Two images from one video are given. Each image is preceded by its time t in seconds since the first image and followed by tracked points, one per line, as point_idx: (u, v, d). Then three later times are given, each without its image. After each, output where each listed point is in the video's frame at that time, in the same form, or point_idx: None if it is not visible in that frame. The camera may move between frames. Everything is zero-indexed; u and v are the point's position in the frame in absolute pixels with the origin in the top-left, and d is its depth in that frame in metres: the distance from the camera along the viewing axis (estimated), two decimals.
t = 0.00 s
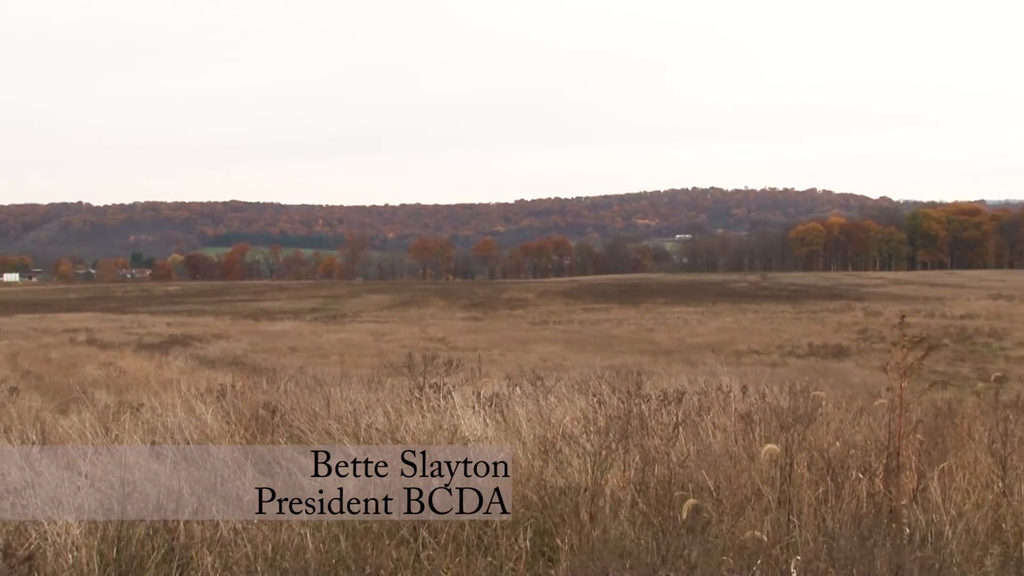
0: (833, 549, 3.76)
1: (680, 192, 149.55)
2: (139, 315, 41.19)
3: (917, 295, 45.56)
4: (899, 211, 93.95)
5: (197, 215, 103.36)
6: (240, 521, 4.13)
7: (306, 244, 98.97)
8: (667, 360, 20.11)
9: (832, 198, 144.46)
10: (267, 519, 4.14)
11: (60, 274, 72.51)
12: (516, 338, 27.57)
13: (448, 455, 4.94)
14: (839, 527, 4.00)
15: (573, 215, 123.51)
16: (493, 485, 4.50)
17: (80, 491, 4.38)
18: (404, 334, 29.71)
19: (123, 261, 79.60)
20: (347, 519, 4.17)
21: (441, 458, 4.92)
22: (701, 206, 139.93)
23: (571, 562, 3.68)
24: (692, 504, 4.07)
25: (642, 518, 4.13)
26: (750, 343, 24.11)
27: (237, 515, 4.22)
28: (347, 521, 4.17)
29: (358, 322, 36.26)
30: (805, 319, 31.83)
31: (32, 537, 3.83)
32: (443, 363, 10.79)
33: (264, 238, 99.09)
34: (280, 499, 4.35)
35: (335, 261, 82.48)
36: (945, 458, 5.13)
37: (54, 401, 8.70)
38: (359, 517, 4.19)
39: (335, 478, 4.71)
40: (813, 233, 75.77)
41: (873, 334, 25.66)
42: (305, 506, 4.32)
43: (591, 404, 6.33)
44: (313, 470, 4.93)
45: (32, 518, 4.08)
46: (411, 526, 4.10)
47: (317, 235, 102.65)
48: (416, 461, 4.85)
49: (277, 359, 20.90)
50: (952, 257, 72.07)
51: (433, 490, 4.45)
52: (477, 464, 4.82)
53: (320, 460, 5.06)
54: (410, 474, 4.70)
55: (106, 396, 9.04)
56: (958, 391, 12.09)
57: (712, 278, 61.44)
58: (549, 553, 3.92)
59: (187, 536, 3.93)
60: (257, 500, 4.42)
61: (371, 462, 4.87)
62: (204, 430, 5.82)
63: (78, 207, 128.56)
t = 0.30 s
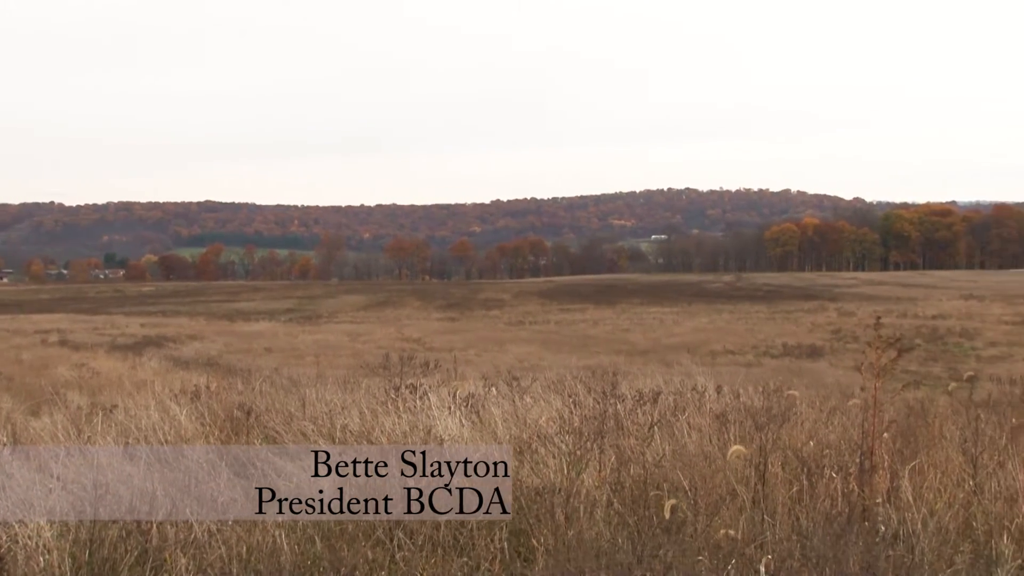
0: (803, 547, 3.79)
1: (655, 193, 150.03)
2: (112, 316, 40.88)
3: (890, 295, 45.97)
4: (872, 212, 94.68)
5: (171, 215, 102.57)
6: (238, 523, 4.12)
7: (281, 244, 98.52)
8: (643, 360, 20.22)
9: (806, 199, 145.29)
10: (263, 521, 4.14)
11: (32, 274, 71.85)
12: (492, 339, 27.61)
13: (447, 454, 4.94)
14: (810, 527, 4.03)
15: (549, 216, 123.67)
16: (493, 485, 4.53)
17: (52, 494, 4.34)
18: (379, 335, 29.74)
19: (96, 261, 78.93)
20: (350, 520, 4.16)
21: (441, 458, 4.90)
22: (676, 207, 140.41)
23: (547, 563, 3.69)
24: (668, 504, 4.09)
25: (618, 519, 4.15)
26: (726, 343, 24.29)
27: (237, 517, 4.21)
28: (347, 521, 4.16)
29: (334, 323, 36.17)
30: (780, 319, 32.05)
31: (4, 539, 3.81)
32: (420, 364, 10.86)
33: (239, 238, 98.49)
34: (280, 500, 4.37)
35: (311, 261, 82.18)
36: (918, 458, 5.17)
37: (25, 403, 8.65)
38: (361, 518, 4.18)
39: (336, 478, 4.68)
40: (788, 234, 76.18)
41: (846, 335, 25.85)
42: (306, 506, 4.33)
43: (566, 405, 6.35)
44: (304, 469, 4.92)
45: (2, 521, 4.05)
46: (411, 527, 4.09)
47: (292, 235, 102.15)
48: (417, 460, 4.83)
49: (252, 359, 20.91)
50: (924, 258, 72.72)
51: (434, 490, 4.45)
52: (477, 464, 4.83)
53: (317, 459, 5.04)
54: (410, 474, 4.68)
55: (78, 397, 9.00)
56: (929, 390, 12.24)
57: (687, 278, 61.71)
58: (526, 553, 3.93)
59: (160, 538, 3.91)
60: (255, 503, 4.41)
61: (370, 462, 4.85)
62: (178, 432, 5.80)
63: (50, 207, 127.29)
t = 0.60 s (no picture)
0: (775, 546, 3.83)
1: (631, 195, 150.51)
2: (85, 317, 40.53)
3: (863, 295, 46.32)
4: (846, 213, 95.36)
5: (144, 215, 101.67)
6: (237, 524, 4.11)
7: (256, 245, 97.95)
8: (618, 361, 20.31)
9: (781, 200, 146.04)
10: (261, 521, 4.13)
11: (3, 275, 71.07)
12: (468, 339, 27.55)
13: (442, 454, 4.94)
14: (783, 526, 4.06)
15: (525, 216, 123.71)
16: (493, 485, 4.55)
17: (23, 497, 4.33)
18: (355, 335, 29.72)
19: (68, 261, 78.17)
20: (349, 520, 4.14)
21: (440, 459, 4.89)
22: (652, 207, 140.76)
23: (521, 563, 3.69)
24: (642, 504, 4.11)
25: (594, 518, 4.17)
26: (701, 343, 24.40)
27: (234, 519, 4.20)
28: (348, 521, 4.16)
29: (310, 323, 36.00)
30: (755, 319, 32.22)
31: None
32: (396, 365, 10.85)
33: (213, 238, 97.80)
34: (282, 500, 4.36)
35: (286, 262, 81.81)
36: (889, 457, 5.22)
37: None
38: (364, 518, 4.15)
39: (334, 476, 4.66)
40: (763, 234, 76.52)
41: (820, 335, 26.01)
42: (306, 506, 4.30)
43: (543, 405, 6.37)
44: (293, 467, 4.91)
45: None
46: (408, 527, 4.09)
47: (267, 236, 101.59)
48: (416, 460, 4.81)
49: (227, 360, 20.87)
50: (897, 258, 73.38)
51: (434, 491, 4.45)
52: (477, 465, 4.86)
53: (313, 457, 5.02)
54: (411, 475, 4.66)
55: (51, 399, 8.91)
56: (902, 389, 12.36)
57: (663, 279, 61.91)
58: (502, 554, 3.93)
59: (132, 540, 3.89)
60: (251, 504, 4.40)
61: (369, 461, 4.82)
62: (152, 433, 5.77)
63: (21, 207, 125.87)
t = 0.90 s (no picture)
0: (750, 545, 3.84)
1: (606, 195, 150.86)
2: (56, 318, 40.19)
3: (836, 295, 46.68)
4: (819, 214, 96.03)
5: (117, 215, 100.74)
6: (234, 525, 4.12)
7: (230, 245, 97.30)
8: (594, 361, 20.40)
9: (755, 200, 146.83)
10: (261, 522, 4.14)
11: None
12: (444, 339, 27.55)
13: (444, 455, 4.94)
14: (757, 525, 4.10)
15: (501, 216, 123.70)
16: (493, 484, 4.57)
17: None
18: (330, 335, 29.67)
19: (39, 261, 77.36)
20: (352, 519, 4.15)
21: (441, 459, 4.89)
22: (627, 207, 141.08)
23: (500, 564, 3.71)
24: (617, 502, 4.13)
25: (570, 519, 4.19)
26: (676, 343, 24.51)
27: (237, 519, 4.19)
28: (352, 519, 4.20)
29: (284, 323, 35.86)
30: (729, 319, 32.35)
31: None
32: (371, 365, 10.84)
33: (187, 238, 97.03)
34: (282, 498, 4.33)
35: (261, 262, 81.38)
36: (865, 456, 5.24)
37: None
38: (367, 517, 4.15)
39: (335, 474, 4.66)
40: (737, 235, 76.81)
41: (794, 334, 26.17)
42: (305, 505, 4.28)
43: (519, 405, 6.40)
44: (279, 465, 4.90)
45: None
46: (407, 526, 4.13)
47: (242, 236, 100.93)
48: (416, 460, 4.82)
49: (200, 361, 20.76)
50: (869, 258, 74.06)
51: (435, 492, 4.47)
52: (476, 464, 4.86)
53: (312, 453, 4.99)
54: (411, 475, 4.67)
55: (23, 400, 8.84)
56: (873, 388, 12.50)
57: (639, 279, 62.09)
58: (478, 554, 3.97)
59: (105, 543, 3.86)
60: (251, 504, 4.37)
61: (368, 460, 4.84)
62: (126, 434, 5.74)
63: None
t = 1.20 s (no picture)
0: (724, 546, 3.85)
1: (582, 195, 151.09)
2: (28, 319, 39.82)
3: (810, 295, 47.02)
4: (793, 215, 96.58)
5: (89, 215, 99.77)
6: (229, 525, 4.14)
7: (205, 245, 96.64)
8: (570, 361, 20.47)
9: (730, 201, 147.42)
10: (259, 520, 4.16)
11: None
12: (420, 340, 27.56)
13: (446, 455, 4.97)
14: (731, 525, 4.12)
15: (477, 216, 123.62)
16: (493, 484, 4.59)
17: None
18: (306, 335, 29.59)
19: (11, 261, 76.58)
20: (353, 519, 4.19)
21: (443, 460, 4.93)
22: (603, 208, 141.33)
23: (476, 564, 3.72)
24: (592, 503, 4.14)
25: (545, 519, 4.20)
26: (652, 343, 24.64)
27: (237, 518, 4.21)
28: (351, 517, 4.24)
29: (259, 324, 35.71)
30: (704, 320, 32.46)
31: None
32: (347, 366, 10.84)
33: (161, 238, 96.26)
34: (283, 498, 4.32)
35: (236, 262, 80.92)
36: (837, 455, 5.26)
37: None
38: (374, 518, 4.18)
39: (335, 474, 4.68)
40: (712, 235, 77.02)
41: (768, 334, 26.30)
42: (306, 505, 4.28)
43: (495, 405, 6.41)
44: (255, 465, 4.89)
45: None
46: (402, 526, 4.16)
47: (216, 236, 100.30)
48: (419, 461, 4.87)
49: (175, 362, 20.65)
50: (843, 259, 74.56)
51: (437, 492, 4.51)
52: (477, 463, 4.88)
53: (305, 451, 5.01)
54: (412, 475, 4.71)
55: None
56: (846, 387, 12.67)
57: (615, 279, 62.23)
58: (453, 552, 3.99)
59: (78, 545, 3.84)
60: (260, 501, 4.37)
61: (368, 460, 4.86)
62: (97, 435, 5.71)
63: None
